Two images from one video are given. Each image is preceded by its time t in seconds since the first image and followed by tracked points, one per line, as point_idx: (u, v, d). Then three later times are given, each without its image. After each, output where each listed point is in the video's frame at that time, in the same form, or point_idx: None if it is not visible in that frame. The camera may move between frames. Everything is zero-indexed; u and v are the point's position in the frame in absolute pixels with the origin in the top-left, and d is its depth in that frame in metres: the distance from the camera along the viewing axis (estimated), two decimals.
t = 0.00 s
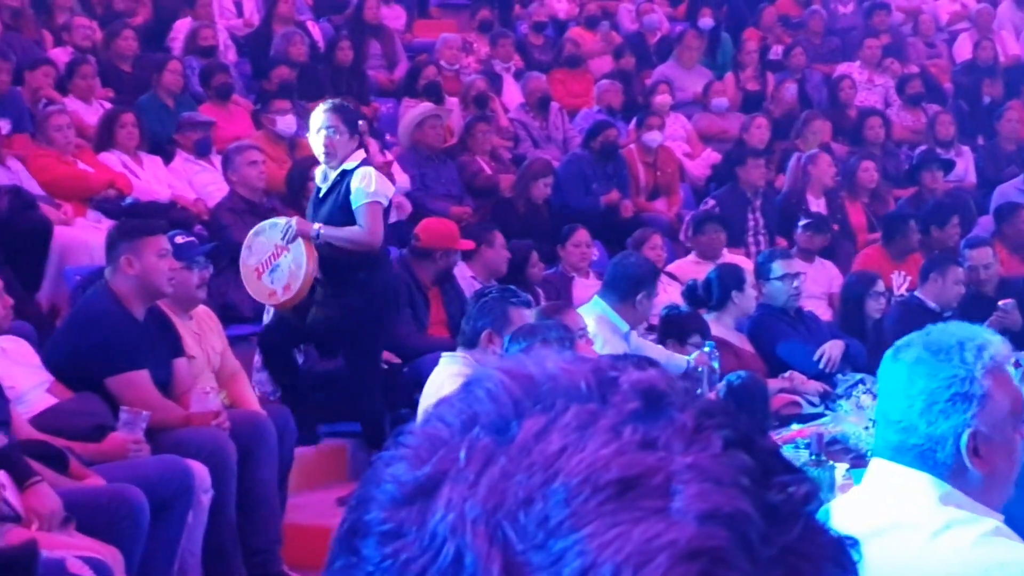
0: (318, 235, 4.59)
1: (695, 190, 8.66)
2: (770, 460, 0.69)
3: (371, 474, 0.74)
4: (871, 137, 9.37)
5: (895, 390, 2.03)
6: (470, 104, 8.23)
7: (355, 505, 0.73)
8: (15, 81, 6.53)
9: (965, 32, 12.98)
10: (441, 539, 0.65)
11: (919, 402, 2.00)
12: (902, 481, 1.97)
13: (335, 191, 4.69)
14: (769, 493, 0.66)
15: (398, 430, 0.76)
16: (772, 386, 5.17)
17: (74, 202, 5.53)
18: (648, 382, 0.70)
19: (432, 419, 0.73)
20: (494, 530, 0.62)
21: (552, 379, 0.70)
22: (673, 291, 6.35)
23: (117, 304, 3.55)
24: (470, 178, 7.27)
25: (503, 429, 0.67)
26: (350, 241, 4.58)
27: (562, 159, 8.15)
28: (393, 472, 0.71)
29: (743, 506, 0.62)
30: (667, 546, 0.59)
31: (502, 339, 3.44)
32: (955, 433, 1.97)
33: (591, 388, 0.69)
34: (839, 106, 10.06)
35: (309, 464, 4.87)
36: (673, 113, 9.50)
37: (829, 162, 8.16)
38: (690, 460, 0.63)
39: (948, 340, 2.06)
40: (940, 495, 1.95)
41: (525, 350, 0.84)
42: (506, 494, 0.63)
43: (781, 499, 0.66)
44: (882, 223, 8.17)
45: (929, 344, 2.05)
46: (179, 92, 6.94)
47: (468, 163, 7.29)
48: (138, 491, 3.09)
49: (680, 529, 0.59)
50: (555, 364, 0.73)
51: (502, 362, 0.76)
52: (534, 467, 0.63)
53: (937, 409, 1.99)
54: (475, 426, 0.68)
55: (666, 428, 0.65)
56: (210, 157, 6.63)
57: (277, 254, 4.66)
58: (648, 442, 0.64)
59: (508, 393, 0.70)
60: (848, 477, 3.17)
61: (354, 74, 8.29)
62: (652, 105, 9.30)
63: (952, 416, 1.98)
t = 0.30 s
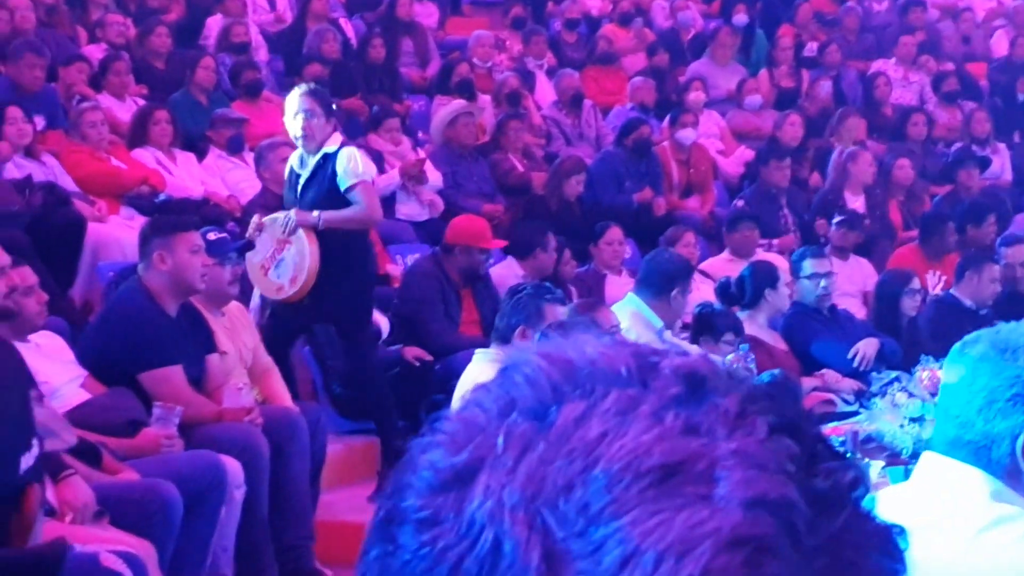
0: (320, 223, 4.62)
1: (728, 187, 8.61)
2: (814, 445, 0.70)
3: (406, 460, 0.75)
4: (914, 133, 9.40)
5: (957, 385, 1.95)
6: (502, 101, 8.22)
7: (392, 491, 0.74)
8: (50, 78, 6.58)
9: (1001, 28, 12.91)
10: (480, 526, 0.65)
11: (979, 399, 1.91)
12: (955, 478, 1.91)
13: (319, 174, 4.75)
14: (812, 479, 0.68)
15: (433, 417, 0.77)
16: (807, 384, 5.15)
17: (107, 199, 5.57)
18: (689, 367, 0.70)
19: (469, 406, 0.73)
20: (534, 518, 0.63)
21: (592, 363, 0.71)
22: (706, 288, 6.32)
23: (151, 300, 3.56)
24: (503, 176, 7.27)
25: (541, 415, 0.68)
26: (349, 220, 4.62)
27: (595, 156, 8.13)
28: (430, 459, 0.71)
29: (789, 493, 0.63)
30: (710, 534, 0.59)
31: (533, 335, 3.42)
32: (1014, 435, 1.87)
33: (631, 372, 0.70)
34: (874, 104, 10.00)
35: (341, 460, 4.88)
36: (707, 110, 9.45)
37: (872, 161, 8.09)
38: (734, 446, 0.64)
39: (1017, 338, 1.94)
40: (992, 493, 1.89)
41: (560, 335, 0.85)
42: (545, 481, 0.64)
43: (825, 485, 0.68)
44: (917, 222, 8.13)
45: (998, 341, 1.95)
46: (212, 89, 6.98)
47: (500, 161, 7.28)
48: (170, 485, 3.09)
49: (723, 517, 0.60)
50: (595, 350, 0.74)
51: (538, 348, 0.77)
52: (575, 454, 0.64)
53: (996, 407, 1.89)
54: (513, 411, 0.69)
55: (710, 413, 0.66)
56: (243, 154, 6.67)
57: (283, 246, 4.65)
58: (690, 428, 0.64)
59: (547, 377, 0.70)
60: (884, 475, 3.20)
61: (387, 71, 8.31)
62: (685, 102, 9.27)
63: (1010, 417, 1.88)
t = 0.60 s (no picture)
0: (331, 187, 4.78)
1: (739, 182, 8.59)
2: (809, 421, 0.69)
3: (397, 439, 0.75)
4: (928, 127, 9.37)
5: (965, 373, 1.99)
6: (513, 96, 8.21)
7: (382, 468, 0.74)
8: (60, 73, 6.60)
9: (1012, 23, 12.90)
10: (470, 502, 0.65)
11: (983, 385, 1.95)
12: (960, 466, 1.94)
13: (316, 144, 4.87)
14: (808, 455, 0.66)
15: (424, 392, 0.77)
16: (818, 378, 5.15)
17: (117, 193, 5.62)
18: (684, 342, 0.71)
19: (459, 381, 0.73)
20: (523, 493, 0.63)
21: (584, 338, 0.71)
22: (716, 283, 6.31)
23: (160, 293, 3.58)
24: (513, 170, 7.27)
25: (533, 390, 0.68)
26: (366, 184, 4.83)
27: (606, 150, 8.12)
28: (420, 435, 0.71)
29: (784, 468, 0.62)
30: (700, 511, 0.58)
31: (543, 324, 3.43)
32: (1018, 422, 1.92)
33: (624, 346, 0.70)
34: (885, 98, 9.99)
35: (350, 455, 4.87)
36: (717, 105, 9.44)
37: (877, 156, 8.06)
38: (726, 421, 0.63)
39: None
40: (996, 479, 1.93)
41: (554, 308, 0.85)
42: (535, 455, 0.63)
43: (822, 461, 0.66)
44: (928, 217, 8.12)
45: (1004, 330, 1.99)
46: (223, 83, 6.98)
47: (511, 155, 7.28)
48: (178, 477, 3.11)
49: (716, 492, 0.59)
50: (587, 323, 0.73)
51: (530, 321, 0.77)
52: (565, 429, 0.64)
53: (999, 395, 1.93)
54: (503, 387, 0.69)
55: (703, 387, 0.66)
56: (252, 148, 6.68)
57: (306, 222, 4.71)
58: (683, 402, 0.64)
59: (538, 350, 0.70)
60: (893, 468, 3.19)
61: (397, 66, 8.31)
62: (697, 97, 9.26)
63: (1014, 404, 1.92)
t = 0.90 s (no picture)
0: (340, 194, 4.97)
1: (739, 181, 8.59)
2: (772, 414, 0.70)
3: (361, 435, 0.75)
4: (923, 126, 9.37)
5: (936, 369, 1.95)
6: (513, 94, 8.21)
7: (347, 464, 0.74)
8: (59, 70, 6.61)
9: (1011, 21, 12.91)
10: (432, 498, 0.65)
11: (952, 379, 1.92)
12: (943, 465, 1.92)
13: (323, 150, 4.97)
14: (770, 449, 0.67)
15: (390, 386, 0.77)
16: (815, 377, 5.15)
17: (117, 191, 5.59)
18: (648, 336, 0.71)
19: (424, 376, 0.73)
20: (484, 489, 0.63)
21: (548, 333, 0.71)
22: (716, 282, 6.31)
23: (157, 291, 3.58)
24: (512, 169, 7.26)
25: (496, 385, 0.68)
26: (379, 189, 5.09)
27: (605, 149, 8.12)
28: (384, 430, 0.71)
29: (745, 463, 0.63)
30: (663, 504, 0.59)
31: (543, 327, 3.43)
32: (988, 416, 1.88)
33: (589, 341, 0.70)
34: (884, 97, 9.99)
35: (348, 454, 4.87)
36: (717, 104, 9.44)
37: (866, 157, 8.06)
38: (689, 415, 0.63)
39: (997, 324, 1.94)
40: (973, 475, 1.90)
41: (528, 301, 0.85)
42: (496, 451, 0.63)
43: (783, 455, 0.67)
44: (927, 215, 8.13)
45: (977, 326, 1.94)
46: (222, 81, 6.98)
47: (510, 153, 7.28)
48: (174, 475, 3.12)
49: (677, 487, 0.59)
50: (552, 318, 0.73)
51: (495, 315, 0.77)
52: (527, 424, 0.64)
53: (966, 390, 1.90)
54: (468, 381, 0.69)
55: (667, 381, 0.66)
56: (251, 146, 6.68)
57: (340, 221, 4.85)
58: (646, 397, 0.64)
59: (503, 346, 0.70)
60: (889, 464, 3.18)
61: (397, 64, 8.31)
62: (696, 95, 9.25)
63: (981, 398, 1.89)
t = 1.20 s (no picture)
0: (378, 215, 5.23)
1: (746, 177, 8.58)
2: (782, 402, 0.70)
3: (372, 422, 0.75)
4: (924, 122, 9.40)
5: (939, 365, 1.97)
6: (519, 90, 8.20)
7: (358, 450, 0.75)
8: (66, 67, 6.63)
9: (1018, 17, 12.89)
10: (443, 483, 0.65)
11: (949, 374, 1.93)
12: (948, 460, 1.92)
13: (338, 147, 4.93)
14: (780, 436, 0.68)
15: (400, 374, 0.78)
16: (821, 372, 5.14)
17: (124, 187, 5.61)
18: (657, 323, 0.72)
19: (434, 363, 0.74)
20: (495, 474, 0.63)
21: (558, 319, 0.72)
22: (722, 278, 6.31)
23: (163, 287, 3.61)
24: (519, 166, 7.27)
25: (506, 371, 0.68)
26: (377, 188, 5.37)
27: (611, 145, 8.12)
28: (395, 417, 0.72)
29: (754, 448, 0.63)
30: (672, 489, 0.59)
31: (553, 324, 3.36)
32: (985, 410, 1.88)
33: (598, 328, 0.71)
34: (891, 93, 9.99)
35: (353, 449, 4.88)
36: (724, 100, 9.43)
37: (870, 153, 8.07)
38: (698, 401, 0.64)
39: (1001, 318, 1.92)
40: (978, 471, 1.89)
41: (538, 289, 0.85)
42: (507, 437, 0.64)
43: (792, 441, 0.68)
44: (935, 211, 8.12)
45: (980, 320, 1.94)
46: (228, 78, 7.00)
47: (516, 150, 7.27)
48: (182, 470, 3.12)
49: (686, 472, 0.59)
50: (562, 305, 0.74)
51: (506, 303, 0.78)
52: (537, 410, 0.64)
53: (963, 384, 1.91)
54: (478, 367, 0.70)
55: (676, 367, 0.67)
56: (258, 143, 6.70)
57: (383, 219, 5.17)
58: (655, 382, 0.65)
59: (514, 333, 0.71)
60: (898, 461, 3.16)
61: (404, 61, 8.31)
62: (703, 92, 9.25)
63: (976, 392, 1.89)
